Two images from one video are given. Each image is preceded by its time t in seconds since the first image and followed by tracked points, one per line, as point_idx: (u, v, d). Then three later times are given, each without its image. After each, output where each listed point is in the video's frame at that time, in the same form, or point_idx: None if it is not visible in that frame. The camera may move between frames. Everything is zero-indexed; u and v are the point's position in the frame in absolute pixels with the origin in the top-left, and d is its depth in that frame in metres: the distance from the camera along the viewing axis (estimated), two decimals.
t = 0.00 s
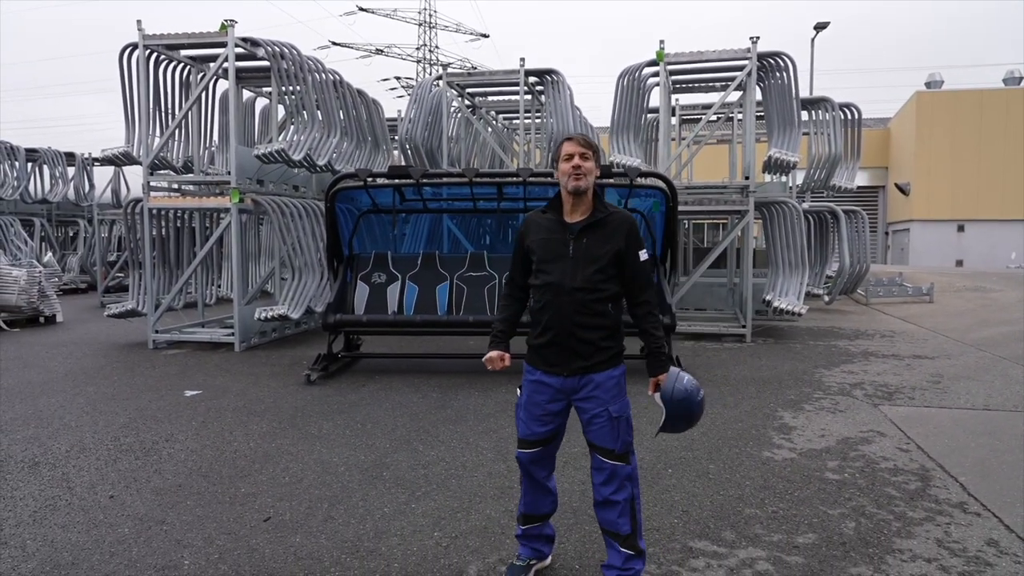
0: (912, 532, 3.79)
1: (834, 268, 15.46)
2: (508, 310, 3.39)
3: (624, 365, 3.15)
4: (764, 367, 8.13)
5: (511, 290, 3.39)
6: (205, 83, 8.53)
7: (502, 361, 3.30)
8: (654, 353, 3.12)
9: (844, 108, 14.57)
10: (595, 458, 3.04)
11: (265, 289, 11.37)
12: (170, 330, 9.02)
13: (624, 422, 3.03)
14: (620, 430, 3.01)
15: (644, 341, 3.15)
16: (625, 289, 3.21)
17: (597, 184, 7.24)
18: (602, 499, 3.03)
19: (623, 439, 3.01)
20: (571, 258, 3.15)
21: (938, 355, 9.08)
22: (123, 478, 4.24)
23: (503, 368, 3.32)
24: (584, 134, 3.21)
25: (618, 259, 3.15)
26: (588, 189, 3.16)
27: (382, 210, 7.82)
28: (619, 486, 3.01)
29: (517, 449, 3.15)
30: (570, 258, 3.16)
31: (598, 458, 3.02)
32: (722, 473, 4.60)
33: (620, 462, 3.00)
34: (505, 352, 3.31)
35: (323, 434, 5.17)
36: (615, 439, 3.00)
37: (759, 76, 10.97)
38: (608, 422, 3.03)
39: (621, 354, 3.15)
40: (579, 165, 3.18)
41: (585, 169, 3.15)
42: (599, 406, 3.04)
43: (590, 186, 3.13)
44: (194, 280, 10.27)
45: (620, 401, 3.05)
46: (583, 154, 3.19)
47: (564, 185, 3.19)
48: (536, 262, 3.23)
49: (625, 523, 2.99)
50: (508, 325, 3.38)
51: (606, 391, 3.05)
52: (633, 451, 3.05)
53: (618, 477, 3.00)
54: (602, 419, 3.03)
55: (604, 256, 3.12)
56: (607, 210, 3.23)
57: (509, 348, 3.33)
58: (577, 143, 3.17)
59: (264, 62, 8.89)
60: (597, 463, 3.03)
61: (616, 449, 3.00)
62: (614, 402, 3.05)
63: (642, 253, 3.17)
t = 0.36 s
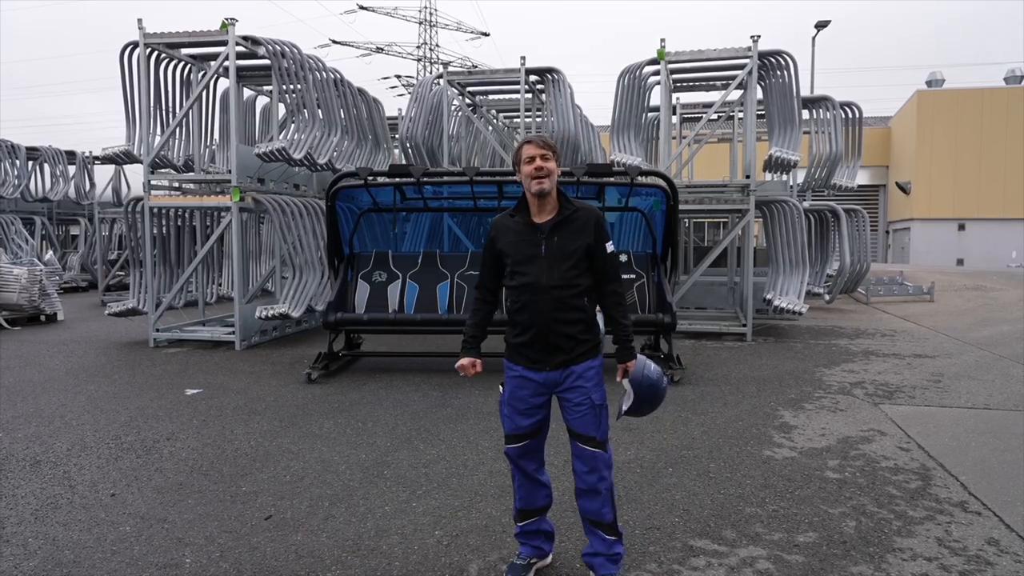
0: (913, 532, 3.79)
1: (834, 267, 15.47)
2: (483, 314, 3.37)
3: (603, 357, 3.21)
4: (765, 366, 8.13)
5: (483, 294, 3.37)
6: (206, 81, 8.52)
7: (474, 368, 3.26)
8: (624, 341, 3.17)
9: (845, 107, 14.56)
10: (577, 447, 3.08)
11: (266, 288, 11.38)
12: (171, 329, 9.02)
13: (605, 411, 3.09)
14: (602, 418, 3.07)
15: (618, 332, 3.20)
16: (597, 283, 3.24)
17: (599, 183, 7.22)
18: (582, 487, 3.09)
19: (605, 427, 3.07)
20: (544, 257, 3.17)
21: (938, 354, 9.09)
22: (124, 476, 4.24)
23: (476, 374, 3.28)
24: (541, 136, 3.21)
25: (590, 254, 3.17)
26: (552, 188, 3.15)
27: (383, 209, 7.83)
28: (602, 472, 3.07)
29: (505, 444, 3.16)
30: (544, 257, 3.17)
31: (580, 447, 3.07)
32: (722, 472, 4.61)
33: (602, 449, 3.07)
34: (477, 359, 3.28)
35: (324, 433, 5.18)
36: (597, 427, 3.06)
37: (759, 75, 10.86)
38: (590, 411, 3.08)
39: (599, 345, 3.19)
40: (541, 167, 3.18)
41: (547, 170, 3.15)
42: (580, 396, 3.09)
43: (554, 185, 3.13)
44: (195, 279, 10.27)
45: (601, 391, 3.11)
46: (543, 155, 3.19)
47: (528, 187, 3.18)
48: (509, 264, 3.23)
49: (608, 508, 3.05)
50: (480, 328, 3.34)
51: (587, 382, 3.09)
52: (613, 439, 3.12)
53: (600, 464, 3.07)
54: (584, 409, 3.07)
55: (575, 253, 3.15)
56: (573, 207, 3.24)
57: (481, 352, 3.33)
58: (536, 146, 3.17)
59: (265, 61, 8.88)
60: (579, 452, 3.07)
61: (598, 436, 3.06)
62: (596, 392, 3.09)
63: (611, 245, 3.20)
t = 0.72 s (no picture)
0: (913, 531, 3.78)
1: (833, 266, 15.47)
2: (484, 313, 3.34)
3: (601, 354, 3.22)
4: (764, 365, 8.12)
5: (483, 292, 3.34)
6: (205, 79, 8.50)
7: (479, 366, 3.25)
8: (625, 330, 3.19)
9: (845, 106, 14.54)
10: (575, 443, 3.11)
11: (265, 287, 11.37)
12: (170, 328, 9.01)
13: (602, 408, 3.13)
14: (600, 416, 3.11)
15: (618, 326, 3.21)
16: (597, 277, 3.25)
17: (598, 182, 7.19)
18: (573, 478, 3.13)
19: (602, 424, 3.12)
20: (545, 251, 3.15)
21: (938, 353, 9.07)
22: (122, 475, 4.23)
23: (480, 373, 3.26)
24: (539, 131, 3.20)
25: (591, 247, 3.18)
26: (551, 181, 3.14)
27: (382, 207, 7.81)
28: (596, 467, 3.12)
29: (507, 443, 3.12)
30: (546, 251, 3.16)
31: (577, 444, 3.10)
32: (722, 471, 4.59)
33: (598, 445, 3.12)
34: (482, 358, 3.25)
35: (322, 431, 5.16)
36: (594, 424, 3.10)
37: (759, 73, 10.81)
38: (589, 409, 3.11)
39: (599, 341, 3.20)
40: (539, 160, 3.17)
41: (545, 163, 3.14)
42: (580, 394, 3.10)
43: (552, 177, 3.12)
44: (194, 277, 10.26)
45: (600, 388, 3.14)
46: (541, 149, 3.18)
47: (526, 181, 3.16)
48: (510, 260, 3.20)
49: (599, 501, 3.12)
50: (484, 328, 3.34)
51: (587, 380, 3.11)
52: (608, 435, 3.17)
53: (597, 460, 3.12)
54: (583, 407, 3.10)
55: (577, 246, 3.15)
56: (572, 201, 3.24)
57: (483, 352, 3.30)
58: (534, 140, 3.17)
59: (263, 59, 8.85)
60: (575, 448, 3.11)
61: (594, 433, 3.10)
62: (596, 389, 3.12)
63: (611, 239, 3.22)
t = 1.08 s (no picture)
0: (912, 530, 3.77)
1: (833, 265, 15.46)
2: (490, 307, 3.32)
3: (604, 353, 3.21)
4: (764, 363, 8.10)
5: (491, 285, 3.33)
6: (203, 77, 8.48)
7: (486, 356, 3.22)
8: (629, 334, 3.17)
9: (845, 104, 14.51)
10: (576, 442, 3.10)
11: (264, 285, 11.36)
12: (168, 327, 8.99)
13: (604, 407, 3.12)
14: (601, 414, 3.10)
15: (623, 327, 3.19)
16: (604, 278, 3.24)
17: (596, 180, 7.17)
18: (573, 477, 3.11)
19: (603, 423, 3.11)
20: (554, 249, 3.14)
21: (937, 352, 9.05)
22: (118, 474, 4.22)
23: (488, 363, 3.24)
24: (556, 128, 3.19)
25: (599, 247, 3.17)
26: (564, 179, 3.13)
27: (381, 206, 7.80)
28: (596, 466, 3.11)
29: (508, 439, 3.11)
30: (554, 248, 3.15)
31: (578, 442, 3.09)
32: (721, 470, 4.58)
33: (599, 444, 3.10)
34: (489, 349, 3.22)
35: (320, 430, 5.15)
36: (596, 423, 3.09)
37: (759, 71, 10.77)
38: (590, 408, 3.09)
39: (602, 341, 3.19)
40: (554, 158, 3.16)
41: (559, 161, 3.13)
42: (582, 393, 3.09)
43: (566, 176, 3.11)
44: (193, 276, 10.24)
45: (602, 387, 3.12)
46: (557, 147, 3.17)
47: (539, 178, 3.16)
48: (519, 254, 3.19)
49: (597, 501, 3.11)
50: (491, 321, 3.32)
51: (589, 379, 3.09)
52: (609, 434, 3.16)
53: (597, 459, 3.11)
54: (585, 405, 3.08)
55: (586, 245, 3.13)
56: (583, 199, 3.22)
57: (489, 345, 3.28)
58: (550, 137, 3.16)
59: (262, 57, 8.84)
60: (576, 446, 3.10)
61: (596, 432, 3.09)
62: (598, 388, 3.11)
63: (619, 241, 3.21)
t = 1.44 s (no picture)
0: (908, 530, 3.77)
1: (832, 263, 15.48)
2: (498, 303, 3.34)
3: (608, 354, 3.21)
4: (762, 363, 8.09)
5: (499, 282, 3.34)
6: (202, 76, 8.48)
7: (491, 355, 3.23)
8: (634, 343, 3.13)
9: (844, 103, 14.50)
10: (577, 440, 3.10)
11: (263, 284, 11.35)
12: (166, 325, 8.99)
13: (607, 407, 3.12)
14: (603, 414, 3.10)
15: (627, 332, 3.17)
16: (610, 281, 3.22)
17: (593, 178, 7.15)
18: (572, 475, 3.11)
19: (605, 422, 3.11)
20: (560, 251, 3.14)
21: (935, 351, 9.04)
22: (115, 473, 4.21)
23: (492, 361, 3.25)
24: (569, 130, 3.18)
25: (606, 251, 3.15)
26: (573, 183, 3.13)
27: (379, 205, 7.80)
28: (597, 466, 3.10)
29: (510, 435, 3.11)
30: (560, 250, 3.14)
31: (579, 440, 3.09)
32: (718, 469, 4.58)
33: (601, 443, 3.10)
34: (493, 347, 3.23)
35: (318, 429, 5.15)
36: (598, 422, 3.09)
37: (759, 70, 10.75)
38: (593, 407, 3.09)
39: (607, 343, 3.18)
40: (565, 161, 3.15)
41: (569, 165, 3.12)
42: (584, 392, 3.08)
43: (575, 180, 3.11)
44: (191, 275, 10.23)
45: (605, 387, 3.12)
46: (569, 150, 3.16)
47: (550, 180, 3.16)
48: (526, 254, 3.19)
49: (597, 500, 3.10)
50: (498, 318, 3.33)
51: (591, 378, 3.09)
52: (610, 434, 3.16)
53: (598, 458, 3.11)
54: (588, 404, 3.08)
55: (592, 249, 3.12)
56: (592, 202, 3.21)
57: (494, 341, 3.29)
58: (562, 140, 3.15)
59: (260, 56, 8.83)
60: (578, 444, 3.10)
61: (597, 431, 3.09)
62: (601, 388, 3.11)
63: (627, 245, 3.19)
